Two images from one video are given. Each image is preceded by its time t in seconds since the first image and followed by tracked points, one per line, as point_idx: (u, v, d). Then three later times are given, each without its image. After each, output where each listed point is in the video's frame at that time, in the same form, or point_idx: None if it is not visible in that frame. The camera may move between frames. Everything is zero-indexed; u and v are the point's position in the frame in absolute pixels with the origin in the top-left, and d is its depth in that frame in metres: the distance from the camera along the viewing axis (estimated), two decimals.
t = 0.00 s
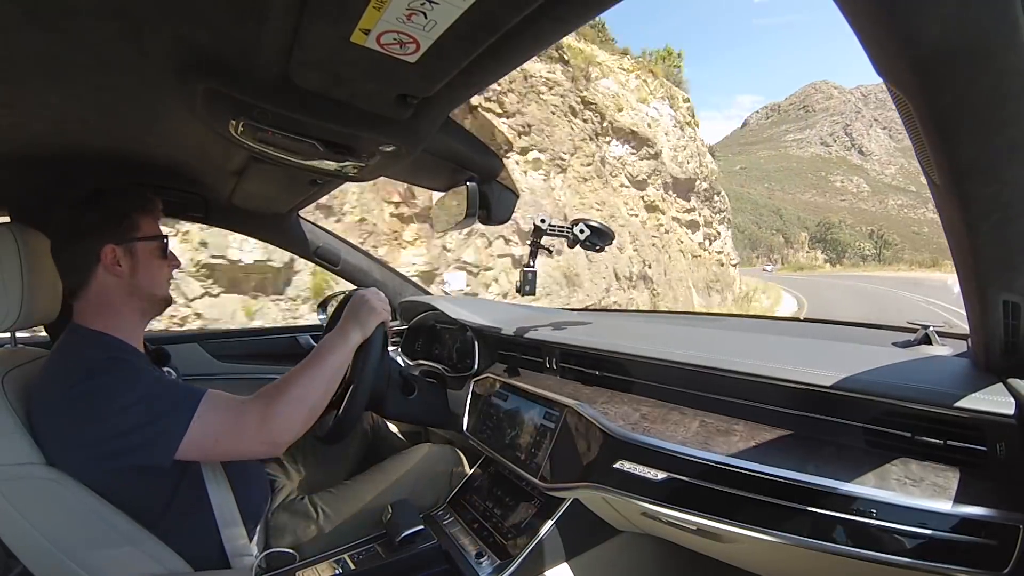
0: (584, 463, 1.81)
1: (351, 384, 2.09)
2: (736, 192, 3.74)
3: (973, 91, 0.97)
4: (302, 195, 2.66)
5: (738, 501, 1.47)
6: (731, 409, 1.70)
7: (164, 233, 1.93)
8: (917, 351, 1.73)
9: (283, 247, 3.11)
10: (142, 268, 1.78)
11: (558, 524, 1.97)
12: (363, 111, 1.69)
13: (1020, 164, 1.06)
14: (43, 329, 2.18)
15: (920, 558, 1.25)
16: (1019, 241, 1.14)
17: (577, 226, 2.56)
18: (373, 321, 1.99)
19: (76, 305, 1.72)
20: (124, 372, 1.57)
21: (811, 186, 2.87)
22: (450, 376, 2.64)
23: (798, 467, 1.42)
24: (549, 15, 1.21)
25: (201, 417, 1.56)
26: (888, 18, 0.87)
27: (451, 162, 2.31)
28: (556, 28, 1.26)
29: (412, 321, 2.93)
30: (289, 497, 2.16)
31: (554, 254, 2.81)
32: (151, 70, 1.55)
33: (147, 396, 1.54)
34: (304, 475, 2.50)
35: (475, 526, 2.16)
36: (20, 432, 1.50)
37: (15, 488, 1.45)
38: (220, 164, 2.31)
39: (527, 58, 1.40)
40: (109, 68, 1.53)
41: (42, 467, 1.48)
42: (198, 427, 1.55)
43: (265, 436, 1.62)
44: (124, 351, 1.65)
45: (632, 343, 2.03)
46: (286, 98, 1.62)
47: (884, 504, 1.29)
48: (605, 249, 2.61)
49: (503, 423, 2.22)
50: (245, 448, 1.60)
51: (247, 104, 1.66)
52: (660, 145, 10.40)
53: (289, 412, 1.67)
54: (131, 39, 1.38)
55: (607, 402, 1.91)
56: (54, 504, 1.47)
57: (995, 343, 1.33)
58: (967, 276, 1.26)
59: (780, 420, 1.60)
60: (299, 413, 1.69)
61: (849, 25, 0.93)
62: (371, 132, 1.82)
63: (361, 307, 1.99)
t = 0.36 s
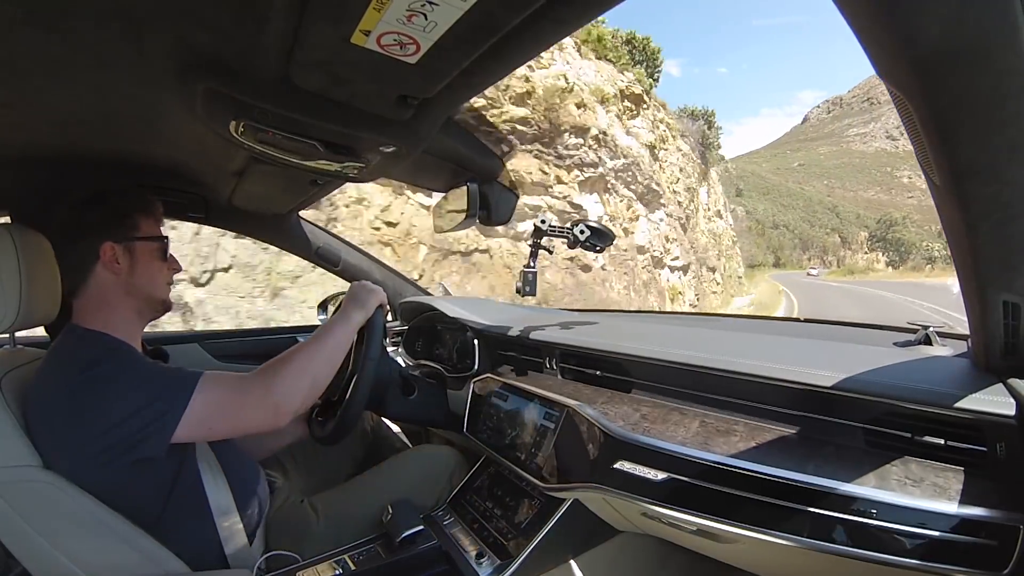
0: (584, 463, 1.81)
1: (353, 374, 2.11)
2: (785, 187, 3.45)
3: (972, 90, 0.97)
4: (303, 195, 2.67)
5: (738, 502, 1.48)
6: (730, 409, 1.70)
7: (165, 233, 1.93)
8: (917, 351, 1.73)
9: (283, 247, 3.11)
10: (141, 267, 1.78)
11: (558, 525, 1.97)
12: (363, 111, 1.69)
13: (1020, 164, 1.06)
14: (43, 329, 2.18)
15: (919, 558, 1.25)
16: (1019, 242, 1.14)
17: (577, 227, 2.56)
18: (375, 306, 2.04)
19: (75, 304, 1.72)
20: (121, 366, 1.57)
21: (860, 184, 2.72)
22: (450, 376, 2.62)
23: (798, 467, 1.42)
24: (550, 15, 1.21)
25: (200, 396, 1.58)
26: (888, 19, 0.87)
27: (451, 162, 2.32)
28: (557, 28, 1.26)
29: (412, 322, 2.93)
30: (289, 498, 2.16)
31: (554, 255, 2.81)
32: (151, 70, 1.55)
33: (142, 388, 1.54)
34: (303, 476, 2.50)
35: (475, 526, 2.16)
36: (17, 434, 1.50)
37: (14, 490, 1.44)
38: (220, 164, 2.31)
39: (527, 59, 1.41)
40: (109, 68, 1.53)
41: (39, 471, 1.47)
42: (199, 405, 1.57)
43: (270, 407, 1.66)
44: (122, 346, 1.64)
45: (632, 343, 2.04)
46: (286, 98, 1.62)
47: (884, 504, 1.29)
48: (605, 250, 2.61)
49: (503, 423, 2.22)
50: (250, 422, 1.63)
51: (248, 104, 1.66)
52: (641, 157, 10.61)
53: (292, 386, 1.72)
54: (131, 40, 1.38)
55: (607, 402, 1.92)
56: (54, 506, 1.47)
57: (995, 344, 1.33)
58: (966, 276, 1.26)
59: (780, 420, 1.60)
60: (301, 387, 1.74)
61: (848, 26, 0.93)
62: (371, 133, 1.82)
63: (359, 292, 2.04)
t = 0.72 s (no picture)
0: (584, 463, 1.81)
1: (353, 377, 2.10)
2: (849, 178, 3.17)
3: (972, 89, 0.97)
4: (303, 196, 2.66)
5: (738, 502, 1.48)
6: (730, 410, 1.70)
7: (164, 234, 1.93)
8: (917, 352, 1.73)
9: (283, 247, 3.11)
10: (141, 266, 1.78)
11: (557, 525, 1.97)
12: (363, 111, 1.69)
13: (1020, 165, 1.06)
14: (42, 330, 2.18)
15: (919, 559, 1.25)
16: (1019, 241, 1.14)
17: (577, 227, 2.56)
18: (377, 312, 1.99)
19: (75, 303, 1.72)
20: (117, 364, 1.57)
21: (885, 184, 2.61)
22: (450, 377, 2.62)
23: (798, 468, 1.42)
24: (550, 15, 1.21)
25: (198, 403, 1.54)
26: (889, 19, 0.87)
27: (452, 163, 2.32)
28: (558, 28, 1.26)
29: (412, 322, 2.92)
30: (289, 499, 2.16)
31: (554, 255, 2.80)
32: (152, 71, 1.55)
33: (137, 385, 1.53)
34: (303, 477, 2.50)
35: (476, 526, 2.16)
36: (14, 436, 1.50)
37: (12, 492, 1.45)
38: (221, 165, 2.31)
39: (528, 59, 1.40)
40: (110, 68, 1.53)
41: (37, 473, 1.47)
42: (196, 414, 1.53)
43: (268, 417, 1.61)
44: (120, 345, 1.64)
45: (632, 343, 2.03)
46: (287, 99, 1.62)
47: (884, 505, 1.29)
48: (605, 250, 2.61)
49: (503, 423, 2.22)
50: (247, 433, 1.58)
51: (248, 104, 1.66)
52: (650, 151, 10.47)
53: (291, 394, 1.67)
54: (131, 40, 1.38)
55: (607, 403, 1.91)
56: (53, 507, 1.47)
57: (995, 345, 1.33)
58: (966, 276, 1.25)
59: (779, 420, 1.60)
60: (301, 396, 1.69)
61: (849, 25, 0.93)
62: (372, 133, 1.82)
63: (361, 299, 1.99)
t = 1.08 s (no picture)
0: (584, 463, 1.81)
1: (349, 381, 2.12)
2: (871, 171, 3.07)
3: (971, 89, 0.97)
4: (303, 195, 2.66)
5: (738, 502, 1.48)
6: (730, 409, 1.70)
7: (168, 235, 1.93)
8: (916, 352, 1.74)
9: (283, 246, 3.11)
10: (141, 267, 1.78)
11: (558, 525, 1.98)
12: (364, 112, 1.69)
13: (1019, 165, 1.06)
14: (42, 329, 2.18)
15: (918, 558, 1.25)
16: (1019, 242, 1.15)
17: (577, 227, 2.56)
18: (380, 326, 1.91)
19: (76, 302, 1.72)
20: (117, 367, 1.57)
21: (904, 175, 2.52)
22: (450, 376, 2.62)
23: (797, 467, 1.43)
24: (551, 15, 1.20)
25: (191, 421, 1.51)
26: (890, 20, 0.87)
27: (452, 163, 2.32)
28: (558, 29, 1.26)
29: (413, 322, 2.92)
30: (289, 498, 2.16)
31: (554, 255, 2.80)
32: (152, 71, 1.55)
33: (137, 389, 1.52)
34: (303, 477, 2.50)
35: (476, 526, 2.16)
36: (14, 435, 1.50)
37: (13, 490, 1.45)
38: (221, 165, 2.31)
39: (529, 59, 1.40)
40: (110, 68, 1.53)
41: (36, 471, 1.48)
42: (189, 432, 1.51)
43: (260, 441, 1.57)
44: (120, 347, 1.64)
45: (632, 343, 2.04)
46: (287, 99, 1.62)
47: (884, 505, 1.29)
48: (605, 250, 2.61)
49: (504, 423, 2.22)
50: (243, 454, 1.55)
51: (248, 104, 1.66)
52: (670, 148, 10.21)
53: (285, 419, 1.61)
54: (131, 40, 1.38)
55: (607, 402, 1.91)
56: (52, 505, 1.47)
57: (995, 345, 1.34)
58: (966, 277, 1.26)
59: (780, 420, 1.60)
60: (296, 418, 1.64)
61: (849, 25, 0.93)
62: (372, 133, 1.82)
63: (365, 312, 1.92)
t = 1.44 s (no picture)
0: (584, 463, 1.81)
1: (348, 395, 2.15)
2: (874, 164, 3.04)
3: (971, 90, 0.97)
4: (303, 196, 2.67)
5: (738, 502, 1.48)
6: (730, 410, 1.70)
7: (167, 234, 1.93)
8: (916, 352, 1.74)
9: (283, 247, 3.11)
10: (137, 266, 1.77)
11: (557, 526, 1.97)
12: (364, 111, 1.69)
13: (1020, 165, 1.06)
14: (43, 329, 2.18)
15: (918, 559, 1.25)
16: (1019, 242, 1.14)
17: (577, 227, 2.56)
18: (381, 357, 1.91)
19: (74, 302, 1.74)
20: (119, 375, 1.57)
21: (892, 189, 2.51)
22: (450, 377, 2.62)
23: (797, 468, 1.42)
24: (550, 15, 1.20)
25: (189, 445, 1.51)
26: (890, 21, 0.87)
27: (453, 163, 2.32)
28: (558, 28, 1.26)
29: (413, 322, 2.92)
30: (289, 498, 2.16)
31: (555, 255, 2.80)
32: (152, 71, 1.56)
33: (137, 398, 1.53)
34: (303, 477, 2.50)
35: (476, 526, 2.16)
36: (14, 434, 1.50)
37: (14, 488, 1.46)
38: (221, 164, 2.31)
39: (529, 59, 1.40)
40: (110, 68, 1.54)
41: (37, 470, 1.48)
42: (186, 459, 1.50)
43: (253, 475, 1.56)
44: (117, 352, 1.66)
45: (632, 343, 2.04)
46: (287, 99, 1.62)
47: (884, 505, 1.29)
48: (605, 251, 2.61)
49: (504, 424, 2.22)
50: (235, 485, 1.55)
51: (248, 104, 1.66)
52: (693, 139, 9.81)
53: (279, 452, 1.61)
54: (132, 40, 1.39)
55: (607, 403, 1.91)
56: (53, 505, 1.47)
57: (995, 346, 1.33)
58: (967, 278, 1.25)
59: (779, 421, 1.60)
60: (290, 452, 1.64)
61: (848, 25, 0.93)
62: (372, 133, 1.82)
63: (369, 340, 1.91)
